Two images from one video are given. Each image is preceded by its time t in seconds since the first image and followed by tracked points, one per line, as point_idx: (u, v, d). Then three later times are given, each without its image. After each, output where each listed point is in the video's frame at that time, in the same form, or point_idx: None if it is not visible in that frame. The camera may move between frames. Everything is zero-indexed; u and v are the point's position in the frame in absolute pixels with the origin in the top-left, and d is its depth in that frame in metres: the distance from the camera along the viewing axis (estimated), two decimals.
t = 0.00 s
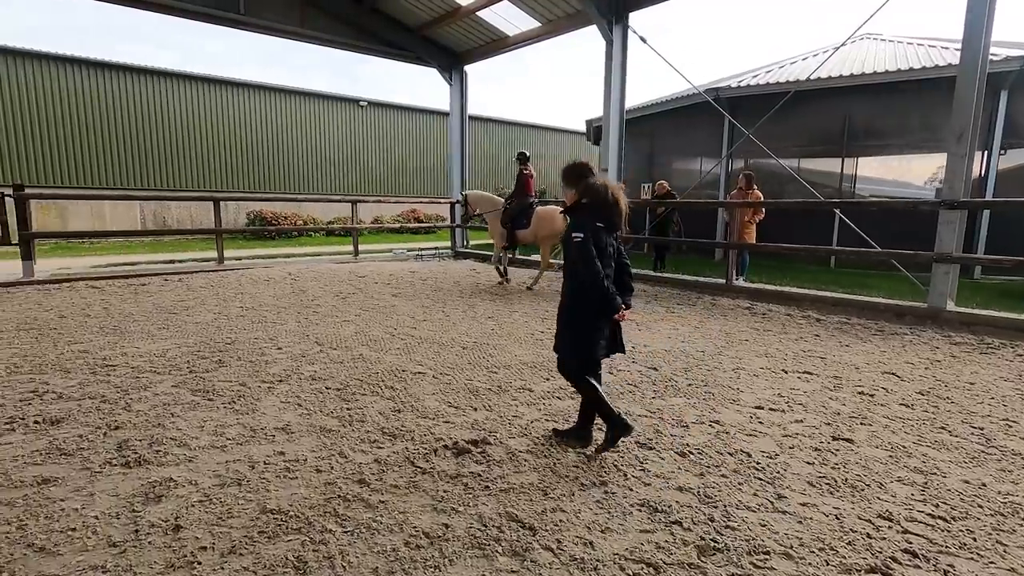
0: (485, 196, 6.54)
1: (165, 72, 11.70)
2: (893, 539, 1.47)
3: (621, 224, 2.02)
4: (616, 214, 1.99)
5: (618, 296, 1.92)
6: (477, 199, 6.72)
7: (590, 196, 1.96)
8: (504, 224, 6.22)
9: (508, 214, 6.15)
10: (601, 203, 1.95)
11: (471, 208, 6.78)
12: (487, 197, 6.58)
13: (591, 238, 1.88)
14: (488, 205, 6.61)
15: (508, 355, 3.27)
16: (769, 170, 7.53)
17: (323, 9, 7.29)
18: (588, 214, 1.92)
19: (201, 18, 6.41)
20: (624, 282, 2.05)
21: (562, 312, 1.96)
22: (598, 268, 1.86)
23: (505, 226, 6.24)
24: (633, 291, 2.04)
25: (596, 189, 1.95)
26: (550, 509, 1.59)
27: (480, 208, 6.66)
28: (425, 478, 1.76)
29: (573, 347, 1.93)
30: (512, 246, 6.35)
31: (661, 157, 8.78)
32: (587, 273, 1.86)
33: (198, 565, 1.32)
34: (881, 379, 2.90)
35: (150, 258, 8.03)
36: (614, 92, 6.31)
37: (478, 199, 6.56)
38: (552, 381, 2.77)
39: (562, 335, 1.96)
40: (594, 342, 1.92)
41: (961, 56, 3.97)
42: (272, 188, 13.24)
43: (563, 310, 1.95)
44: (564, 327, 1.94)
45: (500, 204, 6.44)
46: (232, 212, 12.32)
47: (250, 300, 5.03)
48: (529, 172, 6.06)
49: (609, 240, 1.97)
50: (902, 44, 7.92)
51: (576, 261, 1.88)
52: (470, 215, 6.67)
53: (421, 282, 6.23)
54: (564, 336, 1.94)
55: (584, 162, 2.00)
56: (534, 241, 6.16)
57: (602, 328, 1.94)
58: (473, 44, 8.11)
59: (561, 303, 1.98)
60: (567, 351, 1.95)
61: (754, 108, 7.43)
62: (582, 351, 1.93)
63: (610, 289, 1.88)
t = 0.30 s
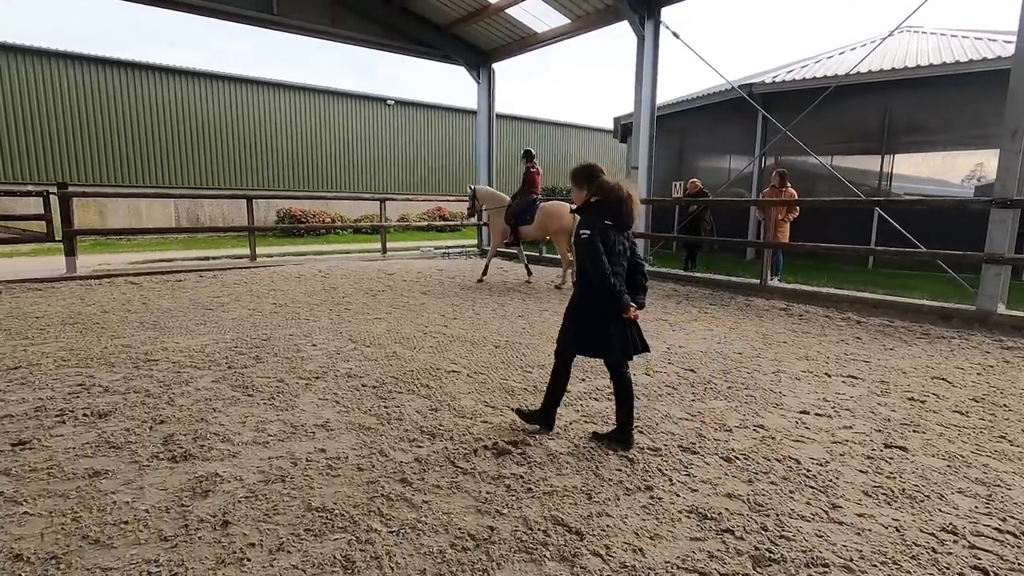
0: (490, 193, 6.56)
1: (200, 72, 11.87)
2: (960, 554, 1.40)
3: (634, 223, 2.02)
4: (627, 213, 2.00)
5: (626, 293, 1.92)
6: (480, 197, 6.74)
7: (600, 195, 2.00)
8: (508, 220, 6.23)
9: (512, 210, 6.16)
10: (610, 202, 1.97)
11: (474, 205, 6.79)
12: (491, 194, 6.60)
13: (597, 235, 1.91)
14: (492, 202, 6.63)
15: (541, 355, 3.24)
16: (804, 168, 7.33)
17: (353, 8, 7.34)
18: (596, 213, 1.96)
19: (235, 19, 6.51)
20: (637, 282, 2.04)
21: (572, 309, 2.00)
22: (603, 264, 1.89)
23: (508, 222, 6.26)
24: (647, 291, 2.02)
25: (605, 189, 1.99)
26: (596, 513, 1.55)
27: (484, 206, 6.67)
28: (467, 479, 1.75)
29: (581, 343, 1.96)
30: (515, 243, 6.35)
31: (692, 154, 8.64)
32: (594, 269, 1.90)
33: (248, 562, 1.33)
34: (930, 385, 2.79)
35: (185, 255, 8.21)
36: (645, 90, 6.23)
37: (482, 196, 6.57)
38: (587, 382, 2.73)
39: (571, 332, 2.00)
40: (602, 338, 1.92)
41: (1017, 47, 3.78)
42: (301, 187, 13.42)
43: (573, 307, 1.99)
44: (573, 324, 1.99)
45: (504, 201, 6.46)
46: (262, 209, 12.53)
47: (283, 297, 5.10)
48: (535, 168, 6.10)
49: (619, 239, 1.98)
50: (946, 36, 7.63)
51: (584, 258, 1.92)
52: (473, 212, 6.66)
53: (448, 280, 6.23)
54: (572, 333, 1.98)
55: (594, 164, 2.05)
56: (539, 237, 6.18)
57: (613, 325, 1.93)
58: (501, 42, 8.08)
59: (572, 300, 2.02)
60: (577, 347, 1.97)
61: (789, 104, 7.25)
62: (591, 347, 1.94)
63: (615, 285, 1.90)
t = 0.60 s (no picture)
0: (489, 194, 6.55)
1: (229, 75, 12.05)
2: None
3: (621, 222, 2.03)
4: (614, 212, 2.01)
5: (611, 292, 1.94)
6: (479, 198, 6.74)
7: (588, 195, 2.00)
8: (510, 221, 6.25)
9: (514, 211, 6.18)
10: (597, 204, 1.98)
11: (473, 207, 6.78)
12: (490, 195, 6.59)
13: (583, 235, 1.92)
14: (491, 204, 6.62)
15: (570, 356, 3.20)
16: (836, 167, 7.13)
17: (380, 10, 7.40)
18: (583, 214, 1.97)
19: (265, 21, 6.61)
20: (623, 280, 2.07)
21: (559, 308, 2.02)
22: (588, 264, 1.89)
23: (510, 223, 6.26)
24: (633, 289, 2.05)
25: (593, 189, 1.99)
26: (635, 519, 1.52)
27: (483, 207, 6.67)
28: (501, 481, 1.72)
29: (568, 342, 1.99)
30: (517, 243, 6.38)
31: (718, 154, 8.51)
32: (579, 270, 1.90)
33: (286, 561, 1.32)
34: (978, 392, 2.68)
35: (214, 254, 8.35)
36: (672, 89, 6.15)
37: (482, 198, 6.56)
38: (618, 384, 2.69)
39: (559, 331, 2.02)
40: (588, 337, 1.95)
41: None
42: (325, 188, 13.53)
43: (560, 307, 2.00)
44: (560, 323, 2.00)
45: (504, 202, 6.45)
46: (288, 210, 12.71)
47: (310, 296, 5.15)
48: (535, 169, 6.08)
49: (605, 238, 1.99)
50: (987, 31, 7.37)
51: (569, 259, 1.92)
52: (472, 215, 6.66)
53: (473, 280, 6.23)
54: (559, 332, 2.00)
55: (584, 164, 2.05)
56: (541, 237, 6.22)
57: (599, 323, 1.96)
58: (526, 42, 8.06)
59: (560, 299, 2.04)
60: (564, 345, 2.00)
61: (822, 103, 7.09)
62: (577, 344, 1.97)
63: (601, 285, 1.91)
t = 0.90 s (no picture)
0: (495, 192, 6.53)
1: (262, 74, 12.24)
2: None
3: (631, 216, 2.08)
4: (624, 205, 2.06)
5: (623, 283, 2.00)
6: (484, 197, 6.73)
7: (599, 187, 2.03)
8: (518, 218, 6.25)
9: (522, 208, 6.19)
10: (608, 196, 2.02)
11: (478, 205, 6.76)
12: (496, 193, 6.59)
13: (596, 226, 1.95)
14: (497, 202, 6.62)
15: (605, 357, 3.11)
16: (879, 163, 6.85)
17: (410, 7, 7.39)
18: (595, 206, 2.00)
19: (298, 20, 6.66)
20: (631, 274, 2.14)
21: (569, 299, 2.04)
22: (602, 255, 1.94)
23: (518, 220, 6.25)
24: (640, 282, 2.13)
25: (605, 182, 2.03)
26: (687, 532, 1.44)
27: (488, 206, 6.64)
28: (542, 487, 1.66)
29: (578, 333, 2.01)
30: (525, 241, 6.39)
31: (753, 151, 8.28)
32: (595, 263, 1.94)
33: (327, 566, 1.29)
34: None
35: (247, 251, 8.48)
36: (708, 86, 5.99)
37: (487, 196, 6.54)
38: (657, 387, 2.59)
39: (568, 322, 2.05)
40: (599, 328, 2.00)
41: None
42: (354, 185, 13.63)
43: (570, 297, 2.02)
44: (570, 313, 2.03)
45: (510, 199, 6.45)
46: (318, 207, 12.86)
47: (342, 293, 5.16)
48: (542, 166, 6.17)
49: (615, 231, 2.04)
50: None
51: (585, 250, 1.95)
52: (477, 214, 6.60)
53: (502, 278, 6.18)
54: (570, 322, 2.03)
55: (593, 155, 2.07)
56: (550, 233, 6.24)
57: (608, 314, 2.02)
58: (557, 37, 7.97)
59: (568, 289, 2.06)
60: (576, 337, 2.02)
61: (866, 96, 6.83)
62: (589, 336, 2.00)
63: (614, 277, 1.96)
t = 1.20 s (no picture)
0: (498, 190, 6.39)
1: (292, 75, 12.35)
2: None
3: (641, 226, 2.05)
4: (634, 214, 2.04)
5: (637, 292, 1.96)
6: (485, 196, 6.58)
7: (608, 198, 2.01)
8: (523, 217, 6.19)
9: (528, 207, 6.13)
10: (619, 206, 2.00)
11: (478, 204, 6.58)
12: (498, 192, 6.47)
13: (610, 236, 1.92)
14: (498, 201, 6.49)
15: (641, 364, 3.01)
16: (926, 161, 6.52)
17: (439, 6, 7.35)
18: (606, 215, 1.97)
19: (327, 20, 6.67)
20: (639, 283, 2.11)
21: (581, 310, 1.99)
22: (617, 264, 1.90)
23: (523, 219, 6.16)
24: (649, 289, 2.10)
25: (614, 192, 2.00)
26: (744, 566, 1.34)
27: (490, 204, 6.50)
28: (585, 508, 1.58)
29: (592, 344, 1.96)
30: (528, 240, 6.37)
31: (790, 148, 8.02)
32: (609, 272, 1.90)
33: None
34: None
35: (277, 250, 8.57)
36: (744, 82, 5.81)
37: (490, 195, 6.40)
38: (699, 399, 2.48)
39: (580, 333, 1.99)
40: (616, 338, 1.95)
41: None
42: (380, 185, 13.68)
43: (583, 308, 1.98)
44: (583, 325, 1.98)
45: (513, 198, 6.34)
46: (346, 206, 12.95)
47: (370, 294, 5.14)
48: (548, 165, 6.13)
49: (625, 240, 2.02)
50: None
51: (598, 260, 1.91)
52: (479, 213, 6.42)
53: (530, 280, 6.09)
54: (583, 334, 1.97)
55: (599, 165, 2.05)
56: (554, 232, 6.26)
57: (623, 324, 1.97)
58: (587, 35, 7.83)
59: (579, 300, 2.02)
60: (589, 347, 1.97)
61: (913, 91, 6.54)
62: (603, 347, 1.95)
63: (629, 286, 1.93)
